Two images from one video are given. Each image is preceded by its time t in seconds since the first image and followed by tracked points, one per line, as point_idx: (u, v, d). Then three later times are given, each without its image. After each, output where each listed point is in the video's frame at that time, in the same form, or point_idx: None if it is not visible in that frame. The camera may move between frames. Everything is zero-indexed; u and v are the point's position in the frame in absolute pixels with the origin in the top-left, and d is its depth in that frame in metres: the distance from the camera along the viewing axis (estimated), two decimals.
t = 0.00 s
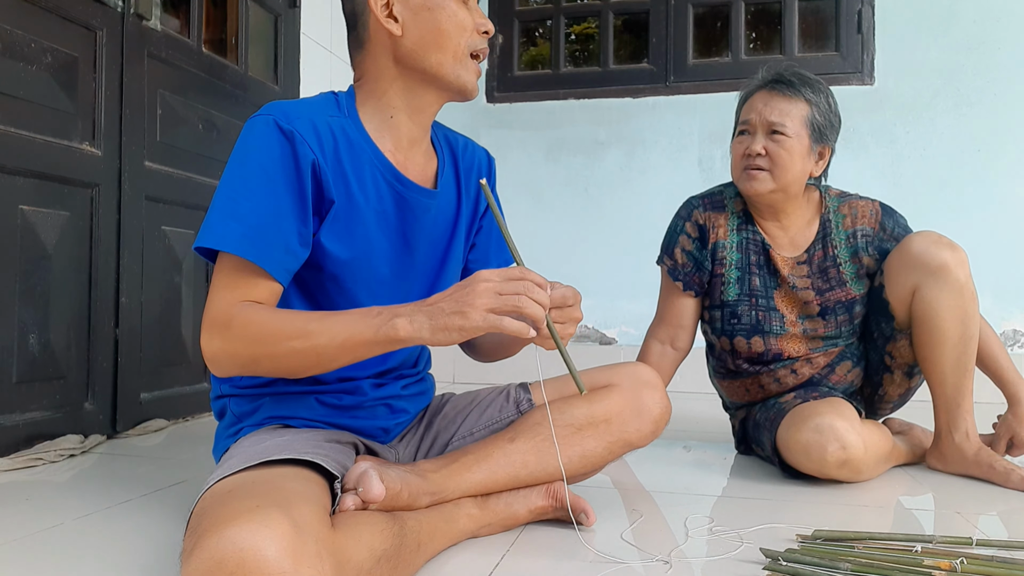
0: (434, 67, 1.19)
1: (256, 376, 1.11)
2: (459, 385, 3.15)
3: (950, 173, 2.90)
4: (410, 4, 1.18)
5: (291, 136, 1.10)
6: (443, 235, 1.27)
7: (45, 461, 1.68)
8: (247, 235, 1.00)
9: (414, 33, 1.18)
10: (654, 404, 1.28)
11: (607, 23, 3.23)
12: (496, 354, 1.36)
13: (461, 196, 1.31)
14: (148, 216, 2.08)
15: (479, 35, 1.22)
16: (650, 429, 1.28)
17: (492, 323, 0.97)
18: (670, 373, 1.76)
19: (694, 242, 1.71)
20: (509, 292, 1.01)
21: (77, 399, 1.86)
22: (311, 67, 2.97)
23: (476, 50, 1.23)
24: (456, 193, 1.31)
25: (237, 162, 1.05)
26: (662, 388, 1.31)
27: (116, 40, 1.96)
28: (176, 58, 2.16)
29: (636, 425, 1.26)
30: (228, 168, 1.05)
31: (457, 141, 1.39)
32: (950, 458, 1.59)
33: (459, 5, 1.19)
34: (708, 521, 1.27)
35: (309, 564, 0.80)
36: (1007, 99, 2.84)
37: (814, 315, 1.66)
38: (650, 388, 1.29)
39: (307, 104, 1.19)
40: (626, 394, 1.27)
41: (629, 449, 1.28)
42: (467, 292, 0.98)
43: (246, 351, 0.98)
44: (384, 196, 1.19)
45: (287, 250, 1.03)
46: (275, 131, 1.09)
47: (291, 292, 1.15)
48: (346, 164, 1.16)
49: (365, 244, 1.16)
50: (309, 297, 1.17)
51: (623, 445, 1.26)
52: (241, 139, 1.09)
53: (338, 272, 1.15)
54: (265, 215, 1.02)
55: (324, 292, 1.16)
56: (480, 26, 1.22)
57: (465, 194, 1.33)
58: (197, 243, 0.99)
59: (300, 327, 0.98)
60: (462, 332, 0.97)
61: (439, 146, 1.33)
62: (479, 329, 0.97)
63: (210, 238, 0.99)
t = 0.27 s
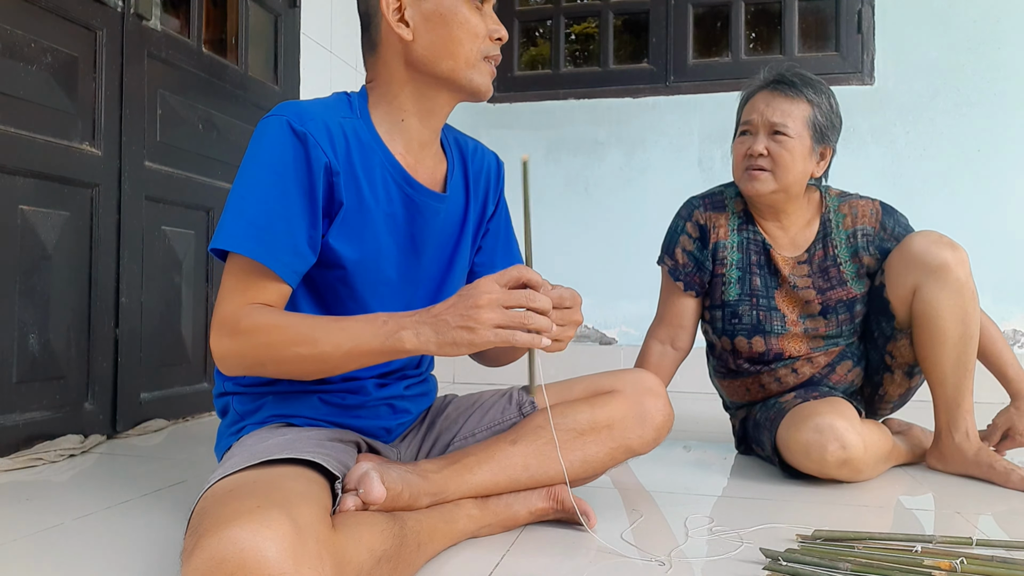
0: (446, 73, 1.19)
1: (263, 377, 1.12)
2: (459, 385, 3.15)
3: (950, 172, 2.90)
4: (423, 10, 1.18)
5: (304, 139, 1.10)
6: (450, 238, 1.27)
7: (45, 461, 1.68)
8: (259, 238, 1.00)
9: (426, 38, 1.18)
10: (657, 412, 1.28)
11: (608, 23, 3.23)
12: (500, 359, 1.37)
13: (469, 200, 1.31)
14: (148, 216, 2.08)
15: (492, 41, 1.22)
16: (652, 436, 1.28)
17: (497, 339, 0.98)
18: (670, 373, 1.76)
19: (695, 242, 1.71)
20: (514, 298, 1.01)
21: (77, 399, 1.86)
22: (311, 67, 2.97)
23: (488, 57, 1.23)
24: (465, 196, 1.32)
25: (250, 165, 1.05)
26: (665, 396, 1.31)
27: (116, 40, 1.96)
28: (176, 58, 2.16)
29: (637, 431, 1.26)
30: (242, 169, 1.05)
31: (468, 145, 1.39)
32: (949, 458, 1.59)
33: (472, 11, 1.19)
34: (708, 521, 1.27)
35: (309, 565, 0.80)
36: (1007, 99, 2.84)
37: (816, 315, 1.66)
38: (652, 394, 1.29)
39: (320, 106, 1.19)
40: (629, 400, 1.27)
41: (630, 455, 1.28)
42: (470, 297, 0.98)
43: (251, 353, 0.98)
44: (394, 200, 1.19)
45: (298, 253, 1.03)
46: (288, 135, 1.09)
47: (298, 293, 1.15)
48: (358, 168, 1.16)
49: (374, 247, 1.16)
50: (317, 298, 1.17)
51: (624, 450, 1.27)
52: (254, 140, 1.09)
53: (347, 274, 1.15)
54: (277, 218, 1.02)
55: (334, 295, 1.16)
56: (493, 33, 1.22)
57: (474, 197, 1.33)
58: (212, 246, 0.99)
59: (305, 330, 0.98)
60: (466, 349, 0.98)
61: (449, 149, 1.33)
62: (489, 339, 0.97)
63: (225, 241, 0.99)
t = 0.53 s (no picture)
0: (443, 76, 1.18)
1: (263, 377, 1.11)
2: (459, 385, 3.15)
3: (950, 172, 2.90)
4: (421, 12, 1.17)
5: (303, 140, 1.10)
6: (449, 238, 1.27)
7: (45, 461, 1.67)
8: (262, 240, 1.00)
9: (423, 41, 1.17)
10: (657, 412, 1.28)
11: (608, 23, 3.23)
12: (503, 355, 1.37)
13: (468, 199, 1.31)
14: (148, 216, 2.08)
15: (490, 45, 1.21)
16: (652, 436, 1.29)
17: (504, 339, 0.99)
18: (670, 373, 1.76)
19: (694, 242, 1.71)
20: (522, 298, 1.00)
21: (77, 399, 1.86)
22: (311, 67, 2.97)
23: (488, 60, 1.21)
24: (464, 195, 1.31)
25: (251, 165, 1.06)
26: (665, 395, 1.31)
27: (116, 40, 1.96)
28: (176, 58, 2.16)
29: (637, 431, 1.27)
30: (242, 174, 1.05)
31: (466, 144, 1.39)
32: (950, 458, 1.59)
33: (472, 14, 1.18)
34: (708, 521, 1.27)
35: (308, 565, 0.80)
36: (1007, 99, 2.84)
37: (816, 314, 1.66)
38: (653, 395, 1.29)
39: (318, 106, 1.19)
40: (629, 400, 1.27)
41: (630, 456, 1.28)
42: (477, 296, 0.97)
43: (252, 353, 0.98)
44: (394, 199, 1.19)
45: (302, 254, 1.03)
46: (287, 135, 1.09)
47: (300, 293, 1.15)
48: (359, 167, 1.16)
49: (375, 248, 1.16)
50: (319, 299, 1.17)
51: (624, 451, 1.27)
52: (253, 144, 1.09)
53: (349, 275, 1.15)
54: (278, 218, 1.02)
55: (335, 295, 1.16)
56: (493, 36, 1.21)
57: (472, 196, 1.33)
58: (215, 248, 0.99)
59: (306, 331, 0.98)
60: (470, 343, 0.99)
61: (447, 148, 1.33)
62: (502, 338, 0.99)
63: (228, 242, 0.99)
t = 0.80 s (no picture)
0: (419, 90, 1.17)
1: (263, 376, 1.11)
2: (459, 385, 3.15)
3: (950, 172, 2.90)
4: (406, 22, 1.16)
5: (293, 138, 1.11)
6: (444, 235, 1.27)
7: (45, 461, 1.67)
8: (257, 236, 1.01)
9: (404, 52, 1.16)
10: (656, 412, 1.28)
11: (608, 23, 3.23)
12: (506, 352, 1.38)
13: (462, 197, 1.31)
14: (148, 216, 2.08)
15: (475, 65, 1.18)
16: (651, 436, 1.29)
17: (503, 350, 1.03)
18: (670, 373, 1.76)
19: (693, 241, 1.71)
20: (533, 326, 1.00)
21: (77, 399, 1.86)
22: (310, 67, 2.97)
23: (468, 80, 1.18)
24: (458, 193, 1.31)
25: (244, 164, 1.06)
26: (665, 395, 1.31)
27: (116, 39, 1.96)
28: (176, 58, 2.16)
29: (636, 431, 1.27)
30: (236, 172, 1.06)
31: (459, 142, 1.39)
32: (950, 458, 1.59)
33: (458, 30, 1.15)
34: (708, 521, 1.27)
35: (308, 565, 0.80)
36: (1007, 100, 2.84)
37: (814, 313, 1.66)
38: (652, 395, 1.30)
39: (310, 105, 1.19)
40: (629, 400, 1.27)
41: (629, 456, 1.28)
42: (487, 319, 0.98)
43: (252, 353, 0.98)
44: (386, 196, 1.19)
45: (297, 251, 1.04)
46: (279, 134, 1.10)
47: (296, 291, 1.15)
48: (351, 165, 1.16)
49: (369, 245, 1.16)
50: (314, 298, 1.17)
51: (624, 451, 1.27)
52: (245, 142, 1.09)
53: (343, 273, 1.15)
54: (270, 215, 1.03)
55: (330, 294, 1.16)
56: (478, 55, 1.17)
57: (466, 194, 1.33)
58: (212, 246, 1.00)
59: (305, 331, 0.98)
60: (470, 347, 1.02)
61: (439, 146, 1.31)
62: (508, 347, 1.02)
63: (225, 239, 1.00)
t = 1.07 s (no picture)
0: (407, 97, 1.16)
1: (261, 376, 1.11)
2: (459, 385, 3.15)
3: (950, 172, 2.90)
4: (396, 29, 1.14)
5: (289, 136, 1.11)
6: (440, 236, 1.27)
7: (45, 461, 1.67)
8: (245, 233, 1.01)
9: (394, 58, 1.15)
10: (655, 412, 1.29)
11: (607, 23, 3.23)
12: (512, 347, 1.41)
13: (459, 197, 1.31)
14: (148, 216, 2.08)
15: (464, 76, 1.14)
16: (651, 436, 1.29)
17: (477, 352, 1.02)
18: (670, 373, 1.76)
19: (693, 241, 1.70)
20: (509, 329, 1.01)
21: (77, 399, 1.86)
22: (310, 67, 2.97)
23: (455, 91, 1.16)
24: (455, 193, 1.31)
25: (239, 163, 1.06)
26: (664, 395, 1.31)
27: (116, 40, 1.96)
28: (176, 58, 2.16)
29: (636, 431, 1.27)
30: (230, 171, 1.06)
31: (457, 142, 1.38)
32: (950, 458, 1.59)
33: (448, 41, 1.12)
34: (708, 521, 1.27)
35: (307, 565, 0.80)
36: (1007, 100, 2.84)
37: (815, 313, 1.66)
38: (651, 395, 1.30)
39: (307, 104, 1.19)
40: (628, 399, 1.27)
41: (629, 456, 1.28)
42: (464, 323, 0.97)
43: (252, 353, 0.98)
44: (381, 196, 1.19)
45: (289, 250, 1.04)
46: (274, 133, 1.10)
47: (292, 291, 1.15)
48: (346, 164, 1.16)
49: (364, 244, 1.16)
50: (308, 297, 1.17)
51: (624, 451, 1.27)
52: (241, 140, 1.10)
53: (336, 272, 1.15)
54: (263, 213, 1.03)
55: (326, 293, 1.16)
56: (468, 66, 1.14)
57: (463, 194, 1.32)
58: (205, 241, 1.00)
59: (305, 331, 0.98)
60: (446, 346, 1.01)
61: (436, 150, 1.30)
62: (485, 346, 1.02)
63: (218, 234, 1.00)
